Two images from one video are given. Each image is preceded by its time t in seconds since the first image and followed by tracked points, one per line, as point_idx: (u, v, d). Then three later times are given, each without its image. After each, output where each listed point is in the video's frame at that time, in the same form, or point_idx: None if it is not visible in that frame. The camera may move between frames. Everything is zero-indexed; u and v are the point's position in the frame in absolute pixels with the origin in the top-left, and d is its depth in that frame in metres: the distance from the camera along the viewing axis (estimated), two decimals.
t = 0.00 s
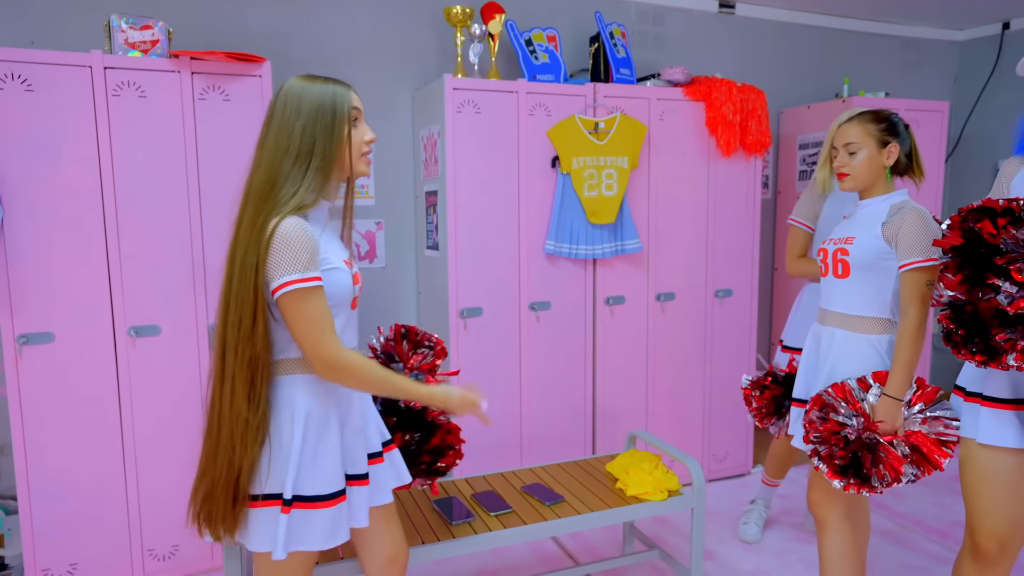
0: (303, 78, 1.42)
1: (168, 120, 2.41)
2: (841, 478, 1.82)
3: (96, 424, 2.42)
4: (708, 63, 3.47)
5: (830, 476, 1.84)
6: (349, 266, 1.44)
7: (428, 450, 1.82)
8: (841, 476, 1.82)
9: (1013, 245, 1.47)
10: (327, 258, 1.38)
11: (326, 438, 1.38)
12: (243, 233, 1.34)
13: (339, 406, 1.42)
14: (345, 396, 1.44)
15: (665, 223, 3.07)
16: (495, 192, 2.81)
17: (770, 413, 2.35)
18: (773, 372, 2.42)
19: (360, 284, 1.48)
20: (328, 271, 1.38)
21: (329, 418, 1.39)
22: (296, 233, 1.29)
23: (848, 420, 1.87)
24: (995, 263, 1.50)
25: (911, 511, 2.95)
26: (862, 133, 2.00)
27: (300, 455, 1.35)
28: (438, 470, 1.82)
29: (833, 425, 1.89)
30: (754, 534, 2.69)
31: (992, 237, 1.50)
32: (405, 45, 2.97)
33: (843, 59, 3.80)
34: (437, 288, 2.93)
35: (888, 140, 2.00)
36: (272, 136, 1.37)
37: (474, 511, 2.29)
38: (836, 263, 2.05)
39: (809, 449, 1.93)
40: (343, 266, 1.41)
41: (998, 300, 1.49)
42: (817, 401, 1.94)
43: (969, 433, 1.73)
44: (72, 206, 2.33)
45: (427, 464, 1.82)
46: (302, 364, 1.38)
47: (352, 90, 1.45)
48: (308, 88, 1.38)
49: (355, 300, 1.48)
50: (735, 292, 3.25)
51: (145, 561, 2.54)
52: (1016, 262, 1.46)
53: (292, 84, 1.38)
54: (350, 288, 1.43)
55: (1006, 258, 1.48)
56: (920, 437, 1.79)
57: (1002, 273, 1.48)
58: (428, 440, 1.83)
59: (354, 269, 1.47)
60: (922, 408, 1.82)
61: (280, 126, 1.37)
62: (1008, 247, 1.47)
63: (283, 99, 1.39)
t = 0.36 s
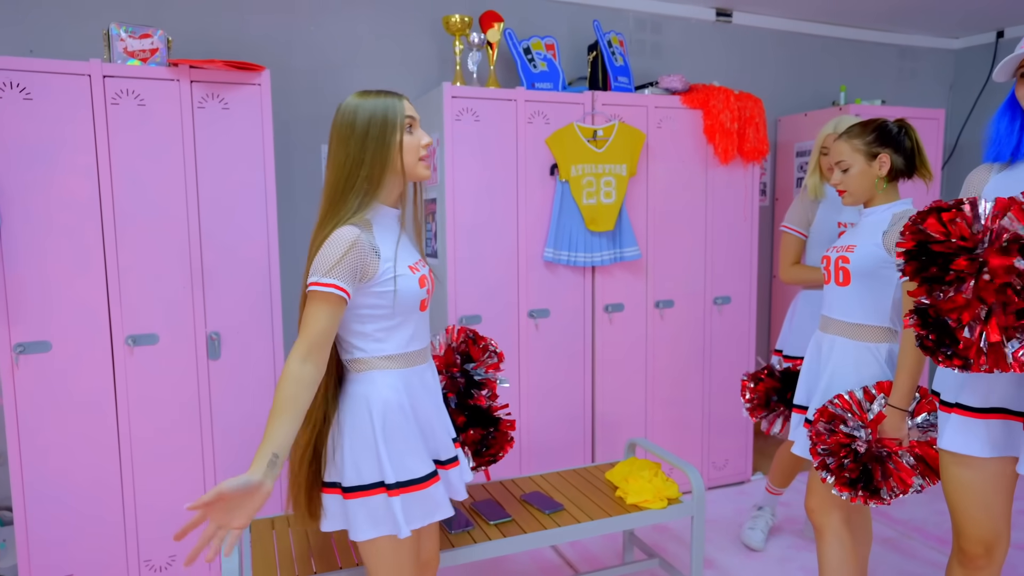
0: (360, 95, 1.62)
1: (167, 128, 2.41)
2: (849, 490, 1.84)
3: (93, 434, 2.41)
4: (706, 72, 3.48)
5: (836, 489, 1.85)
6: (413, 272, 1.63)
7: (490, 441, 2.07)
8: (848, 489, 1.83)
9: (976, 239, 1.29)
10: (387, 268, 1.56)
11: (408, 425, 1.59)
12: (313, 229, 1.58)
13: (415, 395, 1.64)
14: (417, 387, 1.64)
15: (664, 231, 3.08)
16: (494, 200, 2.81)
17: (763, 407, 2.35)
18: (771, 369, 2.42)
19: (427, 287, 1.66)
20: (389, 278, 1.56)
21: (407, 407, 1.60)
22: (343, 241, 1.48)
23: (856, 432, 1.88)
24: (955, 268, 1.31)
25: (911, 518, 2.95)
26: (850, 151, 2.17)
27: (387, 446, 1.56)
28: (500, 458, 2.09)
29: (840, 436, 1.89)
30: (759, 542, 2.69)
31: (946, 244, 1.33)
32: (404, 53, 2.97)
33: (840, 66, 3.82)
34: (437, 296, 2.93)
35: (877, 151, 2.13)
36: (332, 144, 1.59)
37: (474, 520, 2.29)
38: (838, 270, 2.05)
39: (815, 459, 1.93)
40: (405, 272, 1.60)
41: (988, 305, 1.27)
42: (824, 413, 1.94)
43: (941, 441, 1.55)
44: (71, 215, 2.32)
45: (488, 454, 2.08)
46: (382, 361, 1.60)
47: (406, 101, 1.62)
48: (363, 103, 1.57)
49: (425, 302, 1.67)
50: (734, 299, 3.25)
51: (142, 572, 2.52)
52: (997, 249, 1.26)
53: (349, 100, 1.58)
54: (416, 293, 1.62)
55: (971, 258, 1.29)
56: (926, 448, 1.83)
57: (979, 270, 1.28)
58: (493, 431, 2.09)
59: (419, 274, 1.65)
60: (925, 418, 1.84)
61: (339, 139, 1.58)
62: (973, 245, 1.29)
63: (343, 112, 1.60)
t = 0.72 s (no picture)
0: (386, 107, 1.76)
1: (154, 141, 2.40)
2: (820, 500, 1.88)
3: (74, 450, 2.37)
4: (693, 87, 3.51)
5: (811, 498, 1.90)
6: (422, 283, 1.73)
7: (508, 453, 2.20)
8: (821, 499, 1.88)
9: (876, 266, 1.46)
10: (395, 278, 1.68)
11: (400, 435, 1.67)
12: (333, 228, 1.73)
13: (414, 409, 1.73)
14: (419, 401, 1.74)
15: (653, 245, 3.09)
16: (482, 214, 2.81)
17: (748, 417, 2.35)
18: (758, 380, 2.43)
19: (435, 299, 1.75)
20: (395, 288, 1.68)
21: (402, 417, 1.70)
22: (348, 250, 1.60)
23: (829, 444, 1.90)
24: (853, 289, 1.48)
25: (897, 531, 2.97)
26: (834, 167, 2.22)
27: (371, 453, 1.65)
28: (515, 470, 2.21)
29: (812, 446, 1.93)
30: (764, 559, 2.67)
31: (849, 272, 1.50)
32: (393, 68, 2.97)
33: (825, 82, 3.87)
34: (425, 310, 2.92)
35: (861, 168, 2.17)
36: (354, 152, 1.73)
37: (462, 535, 2.28)
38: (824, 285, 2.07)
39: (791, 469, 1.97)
40: (411, 283, 1.70)
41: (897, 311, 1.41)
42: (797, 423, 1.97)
43: (919, 464, 1.54)
44: (54, 229, 2.30)
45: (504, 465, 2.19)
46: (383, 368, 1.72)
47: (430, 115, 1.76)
48: (388, 115, 1.71)
49: (433, 313, 1.76)
50: (721, 313, 3.27)
51: None
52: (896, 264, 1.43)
53: (374, 111, 1.72)
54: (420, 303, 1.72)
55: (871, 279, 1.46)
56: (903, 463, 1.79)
57: (880, 286, 1.44)
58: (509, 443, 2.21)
59: (430, 284, 1.75)
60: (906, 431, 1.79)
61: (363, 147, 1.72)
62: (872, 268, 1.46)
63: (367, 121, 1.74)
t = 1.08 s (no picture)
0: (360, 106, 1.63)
1: (108, 138, 2.25)
2: (812, 518, 1.77)
3: (19, 468, 2.21)
4: (677, 88, 3.41)
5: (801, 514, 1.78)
6: (394, 296, 1.60)
7: (489, 470, 1.99)
8: (813, 516, 1.77)
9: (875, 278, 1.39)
10: (364, 291, 1.55)
11: (362, 457, 1.55)
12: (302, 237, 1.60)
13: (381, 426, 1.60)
14: (386, 419, 1.61)
15: (636, 252, 2.98)
16: (457, 219, 2.69)
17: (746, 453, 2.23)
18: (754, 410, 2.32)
19: (408, 314, 1.61)
20: (364, 301, 1.55)
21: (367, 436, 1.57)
22: (314, 261, 1.48)
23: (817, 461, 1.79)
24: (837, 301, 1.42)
25: (887, 547, 2.87)
26: (822, 174, 2.18)
27: (334, 473, 1.53)
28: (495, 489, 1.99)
29: (802, 463, 1.82)
30: None
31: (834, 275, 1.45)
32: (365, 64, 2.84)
33: (812, 84, 3.78)
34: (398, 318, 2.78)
35: (849, 176, 2.15)
36: (326, 153, 1.59)
37: (434, 558, 2.15)
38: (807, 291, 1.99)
39: (782, 486, 1.86)
40: (382, 296, 1.57)
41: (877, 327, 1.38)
42: (789, 438, 1.87)
43: (876, 485, 1.48)
44: None
45: (482, 486, 1.97)
46: (349, 383, 1.59)
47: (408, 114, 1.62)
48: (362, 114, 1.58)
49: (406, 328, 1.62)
50: (706, 322, 3.16)
51: None
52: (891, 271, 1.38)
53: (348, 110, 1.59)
54: (392, 319, 1.58)
55: (871, 289, 1.38)
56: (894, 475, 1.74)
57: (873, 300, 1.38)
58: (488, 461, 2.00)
59: (403, 298, 1.61)
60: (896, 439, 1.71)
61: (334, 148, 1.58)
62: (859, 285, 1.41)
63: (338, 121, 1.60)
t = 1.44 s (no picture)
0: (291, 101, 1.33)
1: (7, 139, 1.98)
2: (816, 562, 1.58)
3: None
4: (651, 92, 3.20)
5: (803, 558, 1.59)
6: (334, 322, 1.31)
7: (432, 518, 1.66)
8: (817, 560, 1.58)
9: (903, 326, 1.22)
10: (299, 317, 1.27)
11: (293, 509, 1.26)
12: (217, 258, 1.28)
13: (318, 471, 1.30)
14: (325, 461, 1.31)
15: (606, 270, 2.76)
16: (410, 234, 2.44)
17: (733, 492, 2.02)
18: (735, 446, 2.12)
19: (349, 342, 1.32)
20: (299, 329, 1.26)
21: (300, 485, 1.27)
22: (249, 285, 1.20)
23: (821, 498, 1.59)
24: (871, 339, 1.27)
25: None
26: (812, 177, 1.98)
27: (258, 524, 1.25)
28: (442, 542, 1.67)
29: (807, 504, 1.60)
30: None
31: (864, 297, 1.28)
32: (310, 62, 2.59)
33: (792, 90, 3.59)
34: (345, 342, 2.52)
35: (839, 184, 1.97)
36: (257, 160, 1.27)
37: None
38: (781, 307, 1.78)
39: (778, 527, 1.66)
40: (320, 323, 1.28)
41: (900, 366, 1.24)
42: (786, 474, 1.66)
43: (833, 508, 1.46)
44: None
45: (427, 538, 1.66)
46: (280, 422, 1.29)
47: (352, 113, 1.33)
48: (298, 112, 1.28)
49: (348, 358, 1.33)
50: (682, 345, 2.93)
51: None
52: (955, 309, 1.18)
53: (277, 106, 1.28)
54: (332, 349, 1.30)
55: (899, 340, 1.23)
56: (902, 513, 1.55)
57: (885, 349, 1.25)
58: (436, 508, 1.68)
59: (344, 324, 1.32)
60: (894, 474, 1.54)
61: (263, 153, 1.27)
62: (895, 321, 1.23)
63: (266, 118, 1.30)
